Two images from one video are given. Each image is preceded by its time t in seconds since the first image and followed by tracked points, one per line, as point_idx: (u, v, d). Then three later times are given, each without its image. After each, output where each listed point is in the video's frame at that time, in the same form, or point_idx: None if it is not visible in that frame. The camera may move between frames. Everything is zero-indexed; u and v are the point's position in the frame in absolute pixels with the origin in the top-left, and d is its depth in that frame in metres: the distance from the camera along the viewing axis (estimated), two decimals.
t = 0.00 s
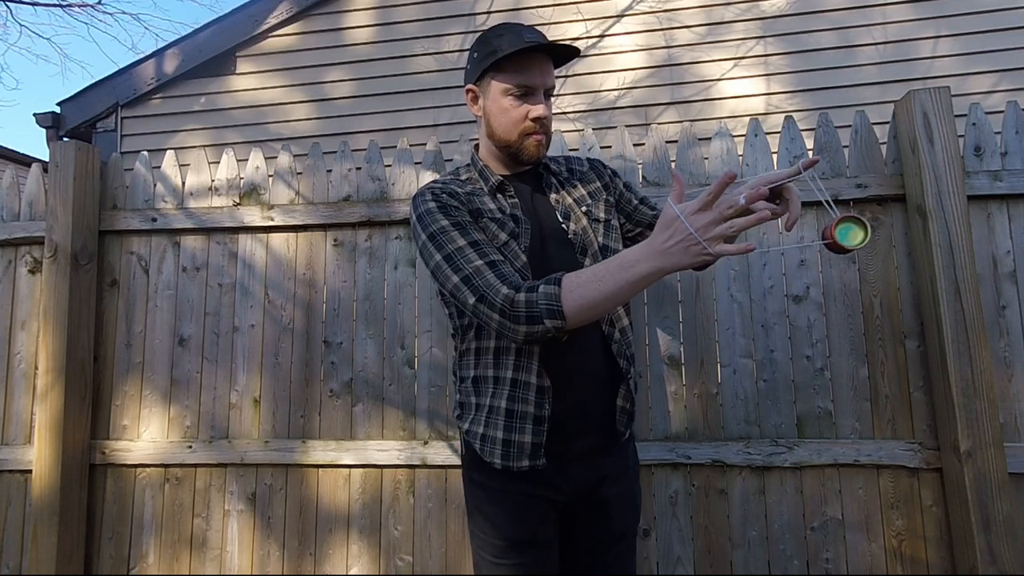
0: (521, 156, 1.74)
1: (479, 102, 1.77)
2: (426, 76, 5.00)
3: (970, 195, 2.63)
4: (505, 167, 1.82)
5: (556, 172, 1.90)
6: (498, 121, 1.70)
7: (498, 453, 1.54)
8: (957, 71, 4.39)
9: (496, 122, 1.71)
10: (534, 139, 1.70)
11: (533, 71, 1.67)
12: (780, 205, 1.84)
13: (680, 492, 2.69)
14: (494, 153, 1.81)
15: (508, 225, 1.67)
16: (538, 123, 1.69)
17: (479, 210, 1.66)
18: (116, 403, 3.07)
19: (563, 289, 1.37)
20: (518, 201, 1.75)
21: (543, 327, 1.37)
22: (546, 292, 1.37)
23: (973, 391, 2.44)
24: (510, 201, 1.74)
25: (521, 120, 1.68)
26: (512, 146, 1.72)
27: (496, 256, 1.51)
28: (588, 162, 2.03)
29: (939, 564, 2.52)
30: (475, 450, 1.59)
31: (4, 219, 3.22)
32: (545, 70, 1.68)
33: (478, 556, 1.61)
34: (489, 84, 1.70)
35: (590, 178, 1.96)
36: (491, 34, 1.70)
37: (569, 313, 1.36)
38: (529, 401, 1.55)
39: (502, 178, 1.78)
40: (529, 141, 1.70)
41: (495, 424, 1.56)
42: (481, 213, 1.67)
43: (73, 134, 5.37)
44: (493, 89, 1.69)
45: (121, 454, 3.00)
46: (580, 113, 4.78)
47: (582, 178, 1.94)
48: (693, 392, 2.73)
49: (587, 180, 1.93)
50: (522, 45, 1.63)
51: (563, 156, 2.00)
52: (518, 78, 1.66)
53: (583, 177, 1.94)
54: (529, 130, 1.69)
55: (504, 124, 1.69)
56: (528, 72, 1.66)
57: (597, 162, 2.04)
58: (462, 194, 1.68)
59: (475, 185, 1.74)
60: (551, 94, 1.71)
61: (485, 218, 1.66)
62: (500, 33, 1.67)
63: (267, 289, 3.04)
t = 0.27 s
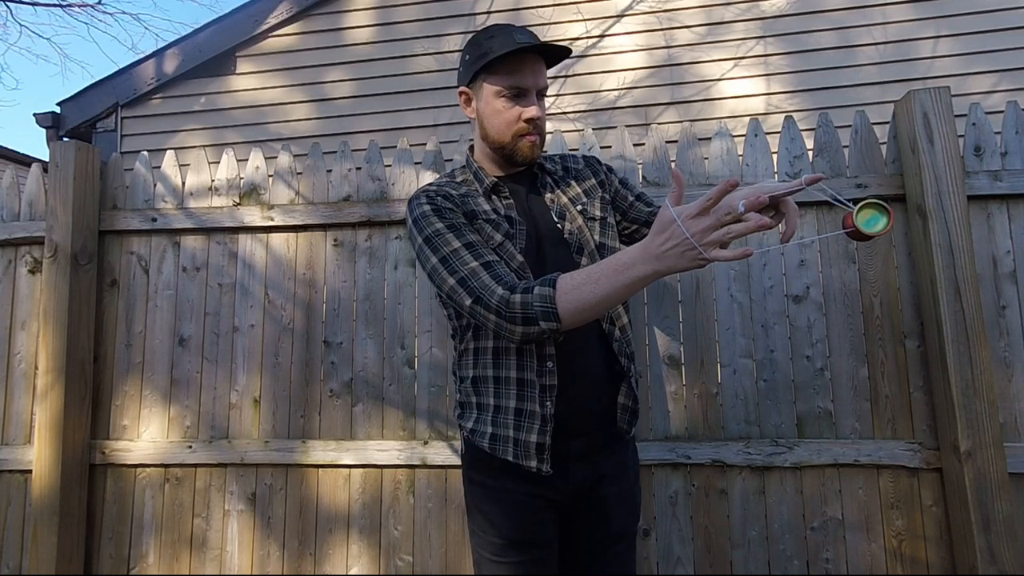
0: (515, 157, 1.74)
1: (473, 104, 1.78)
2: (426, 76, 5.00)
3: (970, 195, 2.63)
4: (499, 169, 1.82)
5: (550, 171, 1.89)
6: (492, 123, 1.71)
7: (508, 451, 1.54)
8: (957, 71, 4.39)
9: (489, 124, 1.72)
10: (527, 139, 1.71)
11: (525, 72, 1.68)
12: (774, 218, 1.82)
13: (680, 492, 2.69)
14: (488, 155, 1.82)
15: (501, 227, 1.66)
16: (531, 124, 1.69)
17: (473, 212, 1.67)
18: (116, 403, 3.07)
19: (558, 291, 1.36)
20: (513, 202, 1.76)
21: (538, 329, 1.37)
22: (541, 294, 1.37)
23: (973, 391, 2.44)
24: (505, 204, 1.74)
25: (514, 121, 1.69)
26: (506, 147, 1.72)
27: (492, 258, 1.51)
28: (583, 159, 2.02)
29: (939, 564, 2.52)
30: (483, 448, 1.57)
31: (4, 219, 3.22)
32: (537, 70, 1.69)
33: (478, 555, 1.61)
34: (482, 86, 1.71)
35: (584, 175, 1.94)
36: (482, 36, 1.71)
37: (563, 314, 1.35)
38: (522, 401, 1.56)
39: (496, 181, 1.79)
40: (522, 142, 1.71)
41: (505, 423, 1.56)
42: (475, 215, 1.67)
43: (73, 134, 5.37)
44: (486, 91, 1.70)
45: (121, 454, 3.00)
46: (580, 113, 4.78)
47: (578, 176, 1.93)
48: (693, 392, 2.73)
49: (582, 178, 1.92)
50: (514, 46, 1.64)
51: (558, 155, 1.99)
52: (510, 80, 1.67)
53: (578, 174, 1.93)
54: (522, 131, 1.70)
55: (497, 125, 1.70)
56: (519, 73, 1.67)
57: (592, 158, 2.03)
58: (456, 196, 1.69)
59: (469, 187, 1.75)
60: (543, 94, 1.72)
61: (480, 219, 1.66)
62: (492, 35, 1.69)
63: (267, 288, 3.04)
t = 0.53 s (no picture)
0: (509, 160, 1.74)
1: (467, 108, 1.79)
2: (426, 76, 5.00)
3: (970, 195, 2.63)
4: (496, 172, 1.82)
5: (547, 173, 1.90)
6: (485, 127, 1.72)
7: (502, 458, 1.55)
8: (957, 71, 4.39)
9: (483, 128, 1.72)
10: (521, 142, 1.71)
11: (516, 75, 1.68)
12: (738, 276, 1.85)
13: (680, 492, 2.69)
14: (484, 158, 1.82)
15: (490, 238, 1.66)
16: (524, 127, 1.69)
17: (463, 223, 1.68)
18: (116, 403, 3.07)
19: (527, 325, 1.38)
20: (505, 209, 1.76)
21: (509, 356, 1.41)
22: (511, 325, 1.39)
23: (973, 391, 2.44)
24: (497, 211, 1.75)
25: (507, 124, 1.69)
26: (500, 150, 1.73)
27: (474, 277, 1.54)
28: (583, 160, 2.01)
29: (939, 564, 2.52)
30: (480, 451, 1.58)
31: (4, 219, 3.22)
32: (529, 73, 1.69)
33: (477, 554, 1.61)
34: (475, 91, 1.72)
35: (583, 176, 1.93)
36: (475, 40, 1.72)
37: (532, 346, 1.38)
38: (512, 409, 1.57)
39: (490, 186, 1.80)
40: (516, 145, 1.71)
41: (505, 431, 1.56)
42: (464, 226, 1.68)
43: (73, 134, 5.37)
44: (478, 96, 1.70)
45: (121, 454, 3.00)
46: (580, 113, 4.78)
47: (575, 178, 1.91)
48: (693, 392, 2.73)
49: (580, 179, 1.91)
50: (505, 49, 1.64)
51: (558, 155, 1.99)
52: (502, 83, 1.67)
53: (576, 175, 1.92)
54: (515, 134, 1.70)
55: (490, 130, 1.71)
56: (512, 76, 1.68)
57: (592, 159, 2.02)
58: (448, 205, 1.70)
59: (461, 195, 1.75)
60: (537, 97, 1.72)
61: (469, 231, 1.67)
62: (484, 38, 1.69)
63: (267, 289, 3.04)
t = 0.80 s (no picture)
0: (504, 160, 1.75)
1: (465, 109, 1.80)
2: (426, 76, 5.00)
3: (970, 195, 2.63)
4: (494, 173, 1.84)
5: (548, 176, 1.89)
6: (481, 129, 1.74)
7: (499, 461, 1.59)
8: (957, 71, 4.39)
9: (477, 130, 1.73)
10: (514, 143, 1.71)
11: (510, 76, 1.67)
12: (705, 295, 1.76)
13: (680, 492, 2.69)
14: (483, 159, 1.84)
15: (472, 249, 1.75)
16: (517, 128, 1.69)
17: (449, 232, 1.78)
18: (116, 403, 3.07)
19: (468, 359, 1.50)
20: (496, 214, 1.81)
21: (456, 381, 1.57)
22: (456, 356, 1.53)
23: (973, 391, 2.44)
24: (487, 216, 1.80)
25: (500, 126, 1.70)
26: (495, 151, 1.74)
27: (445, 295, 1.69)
28: (588, 164, 1.97)
29: (939, 564, 2.52)
30: (477, 452, 1.63)
31: (4, 219, 3.22)
32: (522, 74, 1.68)
33: (476, 554, 1.61)
34: (470, 93, 1.73)
35: (584, 181, 1.90)
36: (469, 42, 1.71)
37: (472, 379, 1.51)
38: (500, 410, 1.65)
39: (486, 189, 1.85)
40: (510, 146, 1.72)
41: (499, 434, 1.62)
42: (450, 235, 1.78)
43: (73, 133, 5.37)
44: (472, 98, 1.71)
45: (121, 454, 3.00)
46: (580, 113, 4.78)
47: (576, 180, 1.90)
48: (693, 392, 2.73)
49: (581, 182, 1.89)
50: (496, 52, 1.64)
51: (562, 158, 1.98)
52: (494, 85, 1.68)
53: (577, 178, 1.90)
54: (508, 135, 1.70)
55: (484, 131, 1.72)
56: (504, 78, 1.67)
57: (597, 165, 1.96)
58: (438, 211, 1.80)
59: (452, 200, 1.83)
60: (532, 96, 1.71)
61: (453, 240, 1.77)
62: (478, 40, 1.68)
63: (267, 289, 3.04)
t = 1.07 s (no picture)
0: (500, 160, 1.77)
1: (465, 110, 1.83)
2: (426, 76, 5.00)
3: (970, 195, 2.63)
4: (495, 172, 1.87)
5: (549, 176, 1.90)
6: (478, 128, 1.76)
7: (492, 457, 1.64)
8: (957, 71, 4.39)
9: (475, 129, 1.75)
10: (510, 142, 1.72)
11: (507, 76, 1.69)
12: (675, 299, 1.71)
13: (680, 492, 2.69)
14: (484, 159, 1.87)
15: (461, 249, 1.81)
16: (512, 127, 1.71)
17: (441, 230, 1.84)
18: (116, 403, 3.07)
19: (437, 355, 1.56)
20: (491, 213, 1.84)
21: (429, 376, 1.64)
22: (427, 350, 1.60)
23: (973, 392, 2.44)
24: (481, 216, 1.84)
25: (496, 125, 1.71)
26: (491, 151, 1.76)
27: (430, 292, 1.76)
28: (591, 164, 1.98)
29: (939, 564, 2.52)
30: (470, 451, 1.69)
31: (4, 219, 3.22)
32: (518, 74, 1.69)
33: (475, 553, 1.67)
34: (469, 93, 1.75)
35: (585, 183, 1.91)
36: (468, 43, 1.74)
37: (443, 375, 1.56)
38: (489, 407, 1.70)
39: (484, 187, 1.89)
40: (506, 145, 1.73)
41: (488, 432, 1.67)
42: (442, 234, 1.84)
43: (73, 134, 5.37)
44: (470, 98, 1.74)
45: (121, 454, 3.00)
46: (580, 113, 4.78)
47: (576, 182, 1.91)
48: (693, 392, 2.73)
49: (580, 184, 1.90)
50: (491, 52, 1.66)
51: (566, 159, 1.98)
52: (490, 85, 1.69)
53: (578, 180, 1.91)
54: (504, 134, 1.71)
55: (480, 130, 1.74)
56: (500, 78, 1.69)
57: (601, 167, 1.95)
58: (435, 209, 1.87)
59: (450, 198, 1.89)
60: (529, 96, 1.72)
61: (445, 239, 1.83)
62: (476, 41, 1.71)
63: (267, 289, 3.04)
